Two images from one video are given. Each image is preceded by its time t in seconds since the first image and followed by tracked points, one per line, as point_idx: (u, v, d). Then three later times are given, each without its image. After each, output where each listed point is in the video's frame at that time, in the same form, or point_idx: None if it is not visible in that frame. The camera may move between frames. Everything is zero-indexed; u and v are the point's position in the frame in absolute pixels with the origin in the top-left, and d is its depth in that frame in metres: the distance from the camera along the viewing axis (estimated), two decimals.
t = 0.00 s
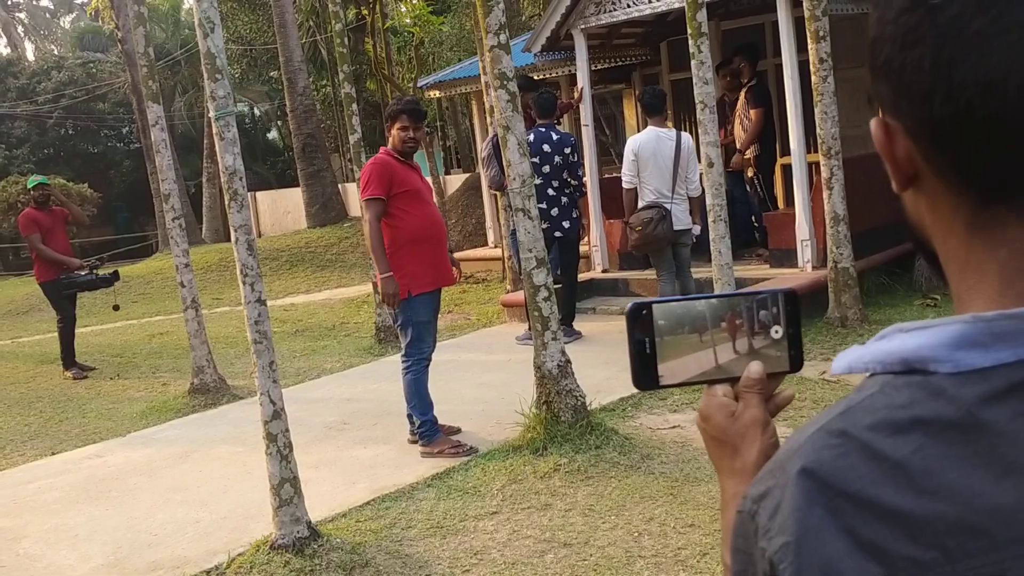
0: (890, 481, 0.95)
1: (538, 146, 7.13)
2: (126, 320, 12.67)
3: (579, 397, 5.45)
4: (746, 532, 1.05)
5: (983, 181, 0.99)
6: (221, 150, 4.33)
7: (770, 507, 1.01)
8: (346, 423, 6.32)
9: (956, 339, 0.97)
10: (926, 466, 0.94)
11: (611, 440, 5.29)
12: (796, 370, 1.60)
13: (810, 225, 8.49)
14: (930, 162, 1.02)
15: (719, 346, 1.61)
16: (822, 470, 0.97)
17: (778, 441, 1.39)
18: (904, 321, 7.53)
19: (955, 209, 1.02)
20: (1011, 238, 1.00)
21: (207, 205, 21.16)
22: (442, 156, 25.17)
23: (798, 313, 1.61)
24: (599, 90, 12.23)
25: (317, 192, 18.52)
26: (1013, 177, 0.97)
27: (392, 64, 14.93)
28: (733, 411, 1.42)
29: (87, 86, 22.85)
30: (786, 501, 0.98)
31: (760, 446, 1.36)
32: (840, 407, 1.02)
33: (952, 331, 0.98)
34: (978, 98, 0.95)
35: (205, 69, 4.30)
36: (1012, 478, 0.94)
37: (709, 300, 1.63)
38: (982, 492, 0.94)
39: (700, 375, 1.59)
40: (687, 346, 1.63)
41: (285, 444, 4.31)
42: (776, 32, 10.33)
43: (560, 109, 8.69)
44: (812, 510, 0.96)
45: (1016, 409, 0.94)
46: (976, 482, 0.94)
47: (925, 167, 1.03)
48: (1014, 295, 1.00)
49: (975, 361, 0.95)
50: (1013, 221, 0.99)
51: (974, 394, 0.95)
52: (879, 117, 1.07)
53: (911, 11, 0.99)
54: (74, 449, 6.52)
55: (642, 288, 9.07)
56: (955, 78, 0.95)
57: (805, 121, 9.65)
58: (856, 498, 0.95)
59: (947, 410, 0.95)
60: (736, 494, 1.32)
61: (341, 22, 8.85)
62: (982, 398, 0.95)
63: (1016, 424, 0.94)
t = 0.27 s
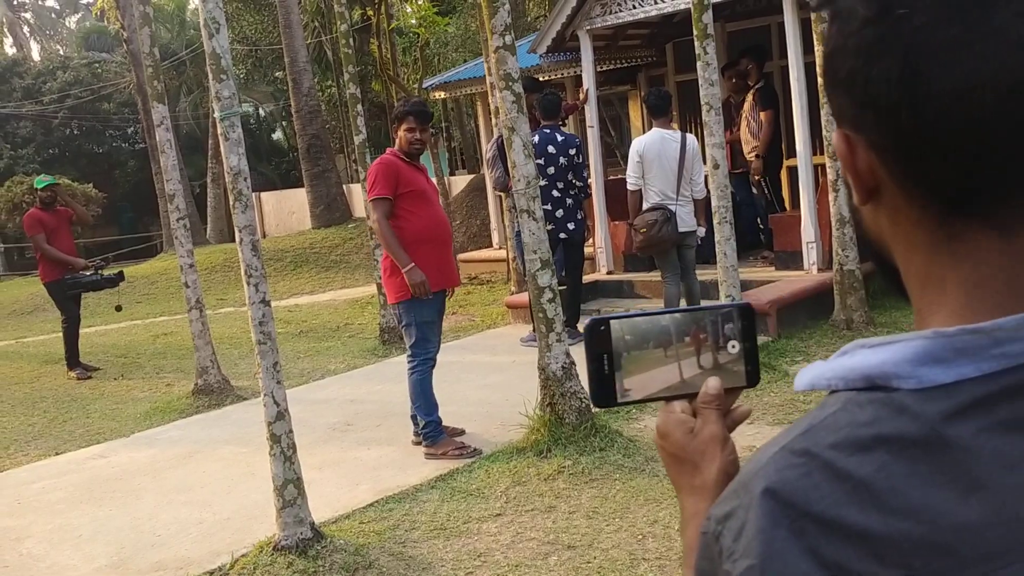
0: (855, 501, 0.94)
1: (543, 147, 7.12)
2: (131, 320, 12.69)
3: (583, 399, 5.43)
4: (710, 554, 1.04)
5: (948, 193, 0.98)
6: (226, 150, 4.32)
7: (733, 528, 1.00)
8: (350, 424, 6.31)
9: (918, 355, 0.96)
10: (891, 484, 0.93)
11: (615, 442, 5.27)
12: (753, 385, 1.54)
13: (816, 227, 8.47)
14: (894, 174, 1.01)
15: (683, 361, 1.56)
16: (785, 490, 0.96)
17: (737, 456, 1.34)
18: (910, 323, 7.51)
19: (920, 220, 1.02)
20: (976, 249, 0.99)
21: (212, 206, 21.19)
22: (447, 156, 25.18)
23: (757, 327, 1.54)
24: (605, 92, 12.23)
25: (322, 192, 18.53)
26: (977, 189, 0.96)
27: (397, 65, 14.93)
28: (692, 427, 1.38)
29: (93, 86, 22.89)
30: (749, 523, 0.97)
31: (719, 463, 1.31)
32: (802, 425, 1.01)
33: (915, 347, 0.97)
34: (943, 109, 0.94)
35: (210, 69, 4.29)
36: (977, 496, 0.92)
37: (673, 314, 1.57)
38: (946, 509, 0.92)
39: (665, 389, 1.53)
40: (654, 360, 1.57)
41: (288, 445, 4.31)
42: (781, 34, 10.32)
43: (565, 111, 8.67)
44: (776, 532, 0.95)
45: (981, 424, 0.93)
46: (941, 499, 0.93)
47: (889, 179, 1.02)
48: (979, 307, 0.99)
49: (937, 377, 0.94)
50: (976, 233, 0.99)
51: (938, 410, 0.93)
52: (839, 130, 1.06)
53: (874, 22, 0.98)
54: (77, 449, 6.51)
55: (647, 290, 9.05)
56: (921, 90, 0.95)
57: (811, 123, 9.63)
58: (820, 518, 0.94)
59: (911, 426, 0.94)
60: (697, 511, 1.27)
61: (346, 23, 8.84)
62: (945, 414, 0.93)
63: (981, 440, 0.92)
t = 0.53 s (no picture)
0: (799, 512, 0.95)
1: (546, 148, 7.13)
2: (135, 320, 12.72)
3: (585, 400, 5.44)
4: (656, 567, 1.05)
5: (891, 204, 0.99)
6: (229, 151, 4.33)
7: (678, 542, 1.00)
8: (353, 424, 6.32)
9: (861, 364, 0.98)
10: (834, 494, 0.95)
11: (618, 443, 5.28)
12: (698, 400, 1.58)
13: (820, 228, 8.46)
14: (835, 185, 1.02)
15: (637, 374, 1.60)
16: (729, 502, 0.97)
17: (682, 470, 1.37)
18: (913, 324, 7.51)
19: (861, 232, 1.03)
20: (918, 261, 1.01)
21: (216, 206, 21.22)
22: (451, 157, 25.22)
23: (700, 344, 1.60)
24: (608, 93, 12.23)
25: (325, 193, 18.56)
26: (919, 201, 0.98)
27: (401, 66, 14.95)
28: (637, 441, 1.39)
29: (97, 87, 22.95)
30: (694, 535, 0.98)
31: (664, 476, 1.33)
32: (747, 437, 1.02)
33: (857, 356, 0.99)
34: (884, 118, 0.95)
35: (214, 70, 4.30)
36: (920, 506, 0.94)
37: (626, 327, 1.61)
38: (891, 519, 0.94)
39: (619, 403, 1.57)
40: (607, 372, 1.61)
41: (292, 445, 4.31)
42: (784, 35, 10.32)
43: (568, 112, 8.68)
44: (721, 543, 0.96)
45: (924, 432, 0.95)
46: (885, 508, 0.94)
47: (831, 191, 1.03)
48: (921, 318, 1.01)
49: (879, 386, 0.97)
50: (918, 242, 1.00)
51: (881, 419, 0.95)
52: (781, 142, 1.07)
53: (819, 32, 0.98)
54: (81, 449, 6.53)
55: (650, 291, 9.06)
56: (862, 100, 0.95)
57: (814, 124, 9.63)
58: (764, 530, 0.95)
59: (854, 436, 0.95)
60: (643, 526, 1.29)
61: (350, 24, 8.85)
62: (887, 423, 0.95)
63: (922, 448, 0.94)
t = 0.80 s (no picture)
0: (734, 507, 0.99)
1: (546, 148, 7.13)
2: (136, 320, 12.72)
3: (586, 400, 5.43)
4: (595, 567, 1.08)
5: (824, 210, 1.04)
6: (230, 151, 4.34)
7: (615, 543, 1.04)
8: (353, 425, 6.32)
9: (794, 362, 1.04)
10: (767, 489, 0.99)
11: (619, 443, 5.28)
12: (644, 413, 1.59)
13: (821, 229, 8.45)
14: (769, 190, 1.07)
15: (587, 383, 1.61)
16: (665, 500, 1.01)
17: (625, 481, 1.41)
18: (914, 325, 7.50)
19: (794, 236, 1.08)
20: (851, 265, 1.05)
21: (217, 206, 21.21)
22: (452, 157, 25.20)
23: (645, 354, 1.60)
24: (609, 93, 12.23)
25: (326, 193, 18.54)
26: (850, 208, 1.03)
27: (402, 66, 14.95)
28: (583, 455, 1.42)
29: (98, 86, 22.95)
30: (631, 533, 1.01)
31: (608, 489, 1.36)
32: (684, 437, 1.07)
33: (790, 354, 1.05)
34: (816, 120, 0.99)
35: (215, 70, 4.30)
36: (850, 501, 0.98)
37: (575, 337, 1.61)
38: (822, 515, 0.98)
39: (571, 412, 1.57)
40: (557, 382, 1.62)
41: (292, 445, 4.31)
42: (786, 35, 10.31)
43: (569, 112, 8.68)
44: (657, 540, 1.00)
45: (854, 427, 1.00)
46: (816, 502, 0.98)
47: (764, 196, 1.08)
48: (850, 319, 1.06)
49: (811, 382, 1.02)
50: (848, 245, 1.05)
51: (814, 414, 1.01)
52: (717, 149, 1.12)
53: (748, 38, 1.03)
54: (82, 449, 6.53)
55: (650, 291, 9.06)
56: (791, 104, 1.00)
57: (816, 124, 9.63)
58: (700, 526, 0.99)
59: (786, 432, 1.00)
60: (584, 535, 1.31)
61: (351, 24, 8.85)
62: (820, 419, 1.00)
63: (852, 444, 0.99)
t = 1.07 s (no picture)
0: (669, 490, 0.96)
1: (546, 147, 7.13)
2: (136, 319, 12.72)
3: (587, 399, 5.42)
4: (534, 558, 1.04)
5: (754, 202, 1.03)
6: (229, 150, 4.34)
7: (555, 528, 1.00)
8: (353, 423, 6.32)
9: (727, 348, 1.02)
10: (701, 471, 0.96)
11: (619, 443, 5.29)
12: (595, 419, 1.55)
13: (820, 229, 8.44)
14: (705, 189, 1.06)
15: (540, 382, 1.58)
16: (603, 483, 0.97)
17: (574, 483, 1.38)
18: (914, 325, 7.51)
19: (729, 230, 1.07)
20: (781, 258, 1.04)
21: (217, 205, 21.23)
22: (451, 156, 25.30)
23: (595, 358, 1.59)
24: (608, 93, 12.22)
25: (326, 192, 18.56)
26: (779, 197, 1.02)
27: (402, 65, 14.95)
28: (531, 457, 1.40)
29: (99, 86, 22.94)
30: (569, 519, 0.98)
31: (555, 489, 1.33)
32: (623, 425, 1.05)
33: (724, 340, 1.03)
34: (740, 118, 0.98)
35: (214, 69, 4.29)
36: (782, 481, 0.96)
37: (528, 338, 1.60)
38: (755, 495, 0.95)
39: (524, 412, 1.54)
40: (508, 382, 1.59)
41: (291, 444, 4.31)
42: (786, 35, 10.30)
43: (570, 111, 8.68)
44: (594, 523, 0.96)
45: (786, 411, 0.98)
46: (749, 484, 0.95)
47: (701, 195, 1.07)
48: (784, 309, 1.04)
49: (744, 368, 1.00)
50: (781, 238, 1.04)
51: (746, 399, 0.99)
52: (656, 147, 1.11)
53: (682, 41, 1.03)
54: (81, 448, 6.53)
55: (651, 290, 9.05)
56: (719, 102, 0.99)
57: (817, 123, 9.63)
58: (638, 508, 0.96)
59: (721, 416, 0.98)
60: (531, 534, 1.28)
61: (351, 22, 8.84)
62: (754, 402, 0.98)
63: (785, 427, 0.97)
